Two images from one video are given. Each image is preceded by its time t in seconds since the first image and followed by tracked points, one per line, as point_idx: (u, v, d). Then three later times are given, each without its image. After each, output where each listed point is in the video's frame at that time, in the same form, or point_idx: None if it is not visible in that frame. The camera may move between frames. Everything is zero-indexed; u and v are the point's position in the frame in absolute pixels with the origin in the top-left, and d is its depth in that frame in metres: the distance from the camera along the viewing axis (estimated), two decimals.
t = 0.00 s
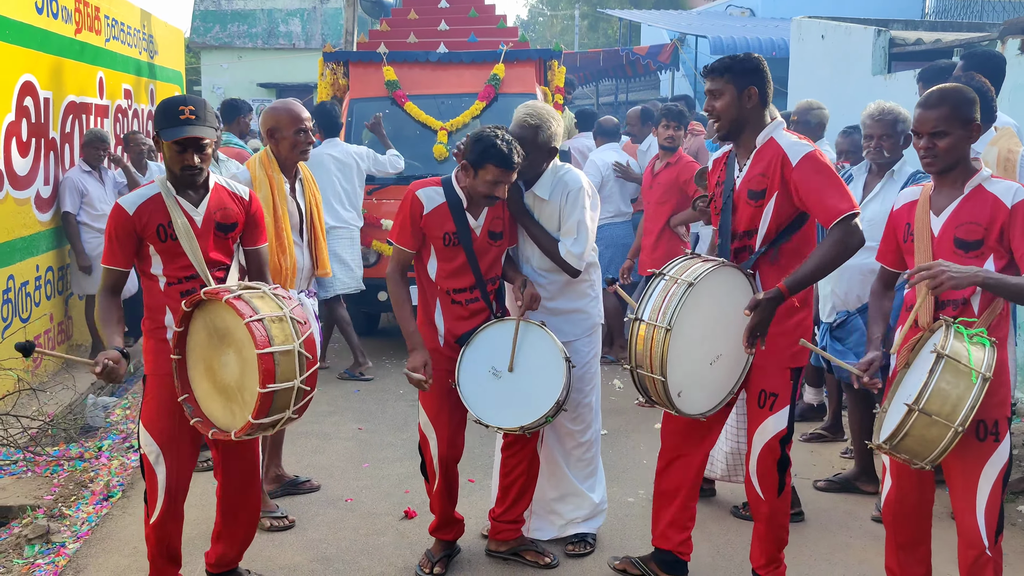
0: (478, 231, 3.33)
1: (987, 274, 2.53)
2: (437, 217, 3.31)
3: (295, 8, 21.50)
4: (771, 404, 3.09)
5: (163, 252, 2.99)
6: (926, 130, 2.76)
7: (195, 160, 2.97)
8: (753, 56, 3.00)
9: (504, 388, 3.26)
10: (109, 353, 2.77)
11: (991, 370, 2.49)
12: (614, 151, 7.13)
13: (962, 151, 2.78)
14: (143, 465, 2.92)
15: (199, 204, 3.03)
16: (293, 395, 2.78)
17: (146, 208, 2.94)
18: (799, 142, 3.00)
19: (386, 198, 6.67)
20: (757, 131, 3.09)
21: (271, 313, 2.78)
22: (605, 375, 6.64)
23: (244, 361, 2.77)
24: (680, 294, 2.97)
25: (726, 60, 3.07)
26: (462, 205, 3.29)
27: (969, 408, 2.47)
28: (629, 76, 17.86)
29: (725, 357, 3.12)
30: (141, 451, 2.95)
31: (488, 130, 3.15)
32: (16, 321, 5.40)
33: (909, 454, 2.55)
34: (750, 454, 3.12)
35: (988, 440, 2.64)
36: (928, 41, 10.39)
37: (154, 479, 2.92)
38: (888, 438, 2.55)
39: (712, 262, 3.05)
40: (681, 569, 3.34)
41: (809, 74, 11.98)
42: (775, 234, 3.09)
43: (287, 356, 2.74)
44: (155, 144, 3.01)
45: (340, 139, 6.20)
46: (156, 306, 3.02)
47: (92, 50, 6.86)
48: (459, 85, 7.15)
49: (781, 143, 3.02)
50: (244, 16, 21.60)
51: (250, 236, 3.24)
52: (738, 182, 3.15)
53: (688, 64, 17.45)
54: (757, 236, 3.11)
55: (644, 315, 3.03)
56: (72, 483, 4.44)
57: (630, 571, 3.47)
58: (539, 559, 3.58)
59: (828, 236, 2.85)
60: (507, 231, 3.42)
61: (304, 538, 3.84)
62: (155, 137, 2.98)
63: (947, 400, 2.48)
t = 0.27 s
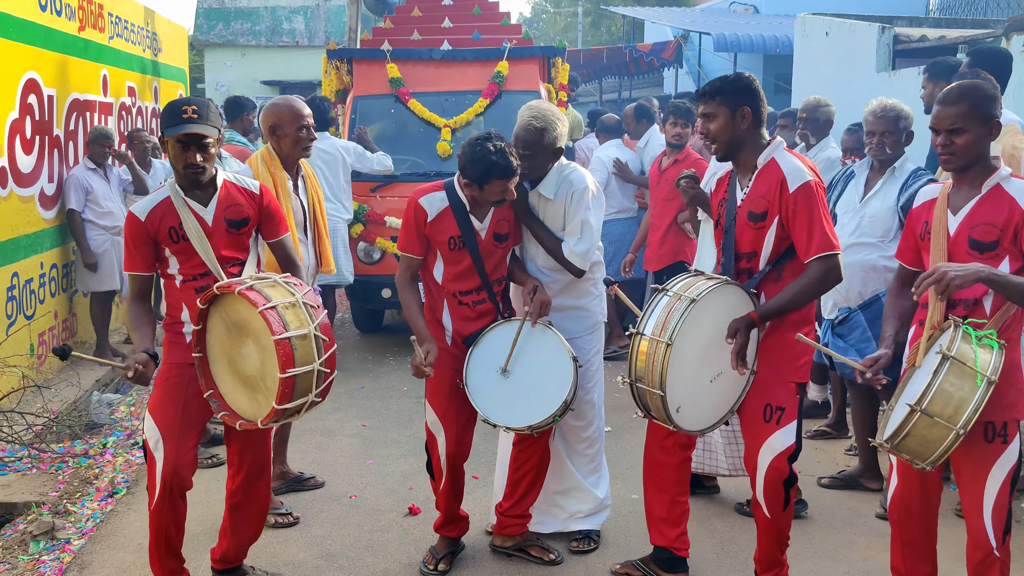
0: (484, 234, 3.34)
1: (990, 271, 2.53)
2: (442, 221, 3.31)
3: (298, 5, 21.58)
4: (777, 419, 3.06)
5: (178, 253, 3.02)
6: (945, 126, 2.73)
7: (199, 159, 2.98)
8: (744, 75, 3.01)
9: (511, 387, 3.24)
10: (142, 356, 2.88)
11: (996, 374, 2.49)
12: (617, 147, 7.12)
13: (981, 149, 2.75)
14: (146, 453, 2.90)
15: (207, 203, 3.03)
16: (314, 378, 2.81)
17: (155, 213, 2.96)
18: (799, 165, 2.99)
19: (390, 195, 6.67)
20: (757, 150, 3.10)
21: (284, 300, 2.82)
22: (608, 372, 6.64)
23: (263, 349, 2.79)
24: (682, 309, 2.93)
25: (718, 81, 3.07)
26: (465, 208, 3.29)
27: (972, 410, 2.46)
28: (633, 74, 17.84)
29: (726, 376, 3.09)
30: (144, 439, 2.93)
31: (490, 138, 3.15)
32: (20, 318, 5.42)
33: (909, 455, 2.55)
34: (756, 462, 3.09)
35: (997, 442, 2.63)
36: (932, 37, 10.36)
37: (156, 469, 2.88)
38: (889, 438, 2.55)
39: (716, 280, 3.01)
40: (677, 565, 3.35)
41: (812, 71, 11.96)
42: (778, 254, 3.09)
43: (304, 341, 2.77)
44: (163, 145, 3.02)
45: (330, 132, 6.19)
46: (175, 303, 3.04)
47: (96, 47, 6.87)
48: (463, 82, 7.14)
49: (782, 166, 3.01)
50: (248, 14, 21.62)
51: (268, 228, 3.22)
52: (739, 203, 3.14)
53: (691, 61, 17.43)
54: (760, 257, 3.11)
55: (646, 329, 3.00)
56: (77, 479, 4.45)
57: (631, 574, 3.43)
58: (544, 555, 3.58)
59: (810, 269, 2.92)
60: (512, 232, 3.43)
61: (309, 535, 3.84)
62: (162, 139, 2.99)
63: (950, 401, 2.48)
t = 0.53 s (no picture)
0: (494, 227, 3.34)
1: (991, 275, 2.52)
2: (453, 215, 3.31)
3: (302, 1, 21.55)
4: (767, 414, 3.06)
5: (188, 249, 3.01)
6: (960, 120, 2.72)
7: (202, 162, 2.98)
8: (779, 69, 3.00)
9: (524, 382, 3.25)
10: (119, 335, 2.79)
11: (995, 374, 2.48)
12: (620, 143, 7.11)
13: (1000, 143, 2.72)
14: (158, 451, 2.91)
15: (218, 199, 3.04)
16: (308, 383, 2.81)
17: (167, 207, 2.95)
18: (815, 159, 2.98)
19: (394, 191, 6.66)
20: (781, 141, 3.07)
21: (289, 302, 2.81)
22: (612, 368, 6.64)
23: (263, 347, 2.78)
24: (683, 268, 2.96)
25: (751, 73, 3.07)
26: (476, 201, 3.30)
27: (968, 409, 2.48)
28: (636, 70, 17.81)
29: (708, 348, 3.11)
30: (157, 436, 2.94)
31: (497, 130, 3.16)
32: (25, 314, 5.43)
33: (908, 451, 2.60)
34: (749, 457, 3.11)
35: (1004, 442, 2.61)
36: (938, 33, 10.32)
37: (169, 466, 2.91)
38: (886, 434, 2.60)
39: (720, 247, 3.03)
40: (682, 563, 3.35)
41: (817, 66, 11.91)
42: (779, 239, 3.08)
43: (302, 345, 2.77)
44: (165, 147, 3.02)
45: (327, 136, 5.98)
46: (183, 299, 3.05)
47: (100, 44, 6.87)
48: (467, 78, 7.12)
49: (802, 158, 2.98)
50: (251, 10, 21.61)
51: (275, 223, 3.25)
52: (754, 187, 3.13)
53: (695, 57, 17.39)
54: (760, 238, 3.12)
55: (642, 282, 3.05)
56: (82, 475, 4.46)
57: (636, 571, 3.44)
58: (548, 551, 3.58)
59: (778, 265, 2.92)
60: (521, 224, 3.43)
61: (313, 530, 3.85)
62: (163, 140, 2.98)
63: (946, 402, 2.50)
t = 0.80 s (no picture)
0: (505, 223, 3.33)
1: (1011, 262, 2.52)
2: (465, 211, 3.30)
3: None
4: (788, 399, 3.06)
5: (194, 250, 3.01)
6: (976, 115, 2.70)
7: (215, 176, 2.97)
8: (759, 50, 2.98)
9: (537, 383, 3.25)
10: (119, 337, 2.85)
11: (1001, 376, 2.44)
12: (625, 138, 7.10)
13: (1018, 137, 2.68)
14: (163, 446, 2.91)
15: (223, 200, 3.03)
16: (329, 382, 2.82)
17: (172, 211, 2.94)
18: (813, 145, 2.94)
19: (399, 187, 6.66)
20: (770, 126, 3.06)
21: (308, 303, 2.82)
22: (618, 364, 6.63)
23: (280, 348, 2.81)
24: (684, 297, 2.95)
25: (731, 56, 3.05)
26: (490, 198, 3.28)
27: (972, 411, 2.46)
28: (641, 65, 17.77)
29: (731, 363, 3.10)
30: (161, 432, 2.94)
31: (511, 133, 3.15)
32: (32, 311, 5.44)
33: (917, 453, 2.61)
34: (769, 434, 3.10)
35: (1020, 442, 2.59)
36: (944, 27, 10.27)
37: (174, 462, 2.91)
38: (892, 435, 2.63)
39: (720, 262, 3.01)
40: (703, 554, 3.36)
41: (822, 62, 11.87)
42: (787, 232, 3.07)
43: (324, 347, 2.78)
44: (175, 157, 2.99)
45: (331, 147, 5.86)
46: (187, 296, 3.04)
47: (105, 40, 6.87)
48: (471, 74, 7.10)
49: (794, 142, 2.97)
50: (256, 6, 21.61)
51: (277, 221, 3.25)
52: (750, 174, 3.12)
53: (700, 52, 17.35)
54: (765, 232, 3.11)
55: (650, 315, 3.03)
56: (89, 471, 4.47)
57: (654, 559, 3.47)
58: (555, 547, 3.58)
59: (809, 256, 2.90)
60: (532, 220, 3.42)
61: (320, 526, 3.86)
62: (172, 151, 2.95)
63: (949, 403, 2.50)
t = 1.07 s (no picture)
0: (512, 224, 3.33)
1: None
2: (473, 215, 3.30)
3: None
4: (781, 397, 3.06)
5: (199, 237, 2.99)
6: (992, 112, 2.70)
7: (222, 154, 2.97)
8: (787, 42, 2.95)
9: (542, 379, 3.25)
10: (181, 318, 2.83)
11: (1009, 375, 2.43)
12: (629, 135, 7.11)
13: None
14: (170, 442, 2.93)
15: (232, 189, 3.04)
16: (325, 366, 2.80)
17: (181, 193, 2.93)
18: (827, 138, 2.93)
19: (404, 184, 6.66)
20: (791, 119, 3.05)
21: (305, 285, 2.82)
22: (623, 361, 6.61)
23: (278, 333, 2.80)
24: (675, 266, 2.96)
25: (760, 46, 3.03)
26: (495, 200, 3.28)
27: (979, 409, 2.44)
28: (645, 63, 17.74)
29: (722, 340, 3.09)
30: (169, 428, 2.96)
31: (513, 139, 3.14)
32: (37, 309, 5.45)
33: (925, 451, 2.60)
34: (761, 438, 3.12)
35: None
36: (950, 24, 10.23)
37: (181, 457, 2.92)
38: (901, 432, 2.62)
39: (719, 238, 3.02)
40: (703, 554, 3.38)
41: (827, 59, 11.83)
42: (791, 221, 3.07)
43: (320, 327, 2.77)
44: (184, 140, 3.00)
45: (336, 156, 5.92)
46: (192, 289, 3.05)
47: (110, 38, 6.88)
48: (475, 72, 7.09)
49: (812, 136, 2.96)
50: (260, 4, 21.63)
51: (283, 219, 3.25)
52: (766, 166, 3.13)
53: (705, 50, 17.32)
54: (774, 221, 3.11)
55: (638, 285, 3.05)
56: (95, 469, 4.47)
57: (656, 563, 3.45)
58: (560, 544, 3.57)
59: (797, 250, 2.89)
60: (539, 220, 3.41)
61: (325, 523, 3.86)
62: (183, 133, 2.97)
63: (957, 402, 2.49)
